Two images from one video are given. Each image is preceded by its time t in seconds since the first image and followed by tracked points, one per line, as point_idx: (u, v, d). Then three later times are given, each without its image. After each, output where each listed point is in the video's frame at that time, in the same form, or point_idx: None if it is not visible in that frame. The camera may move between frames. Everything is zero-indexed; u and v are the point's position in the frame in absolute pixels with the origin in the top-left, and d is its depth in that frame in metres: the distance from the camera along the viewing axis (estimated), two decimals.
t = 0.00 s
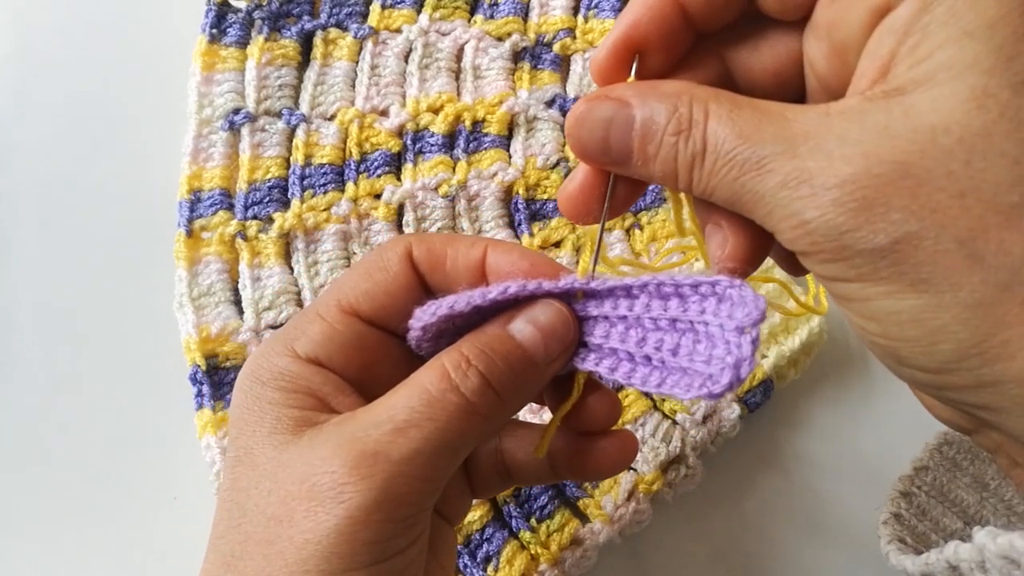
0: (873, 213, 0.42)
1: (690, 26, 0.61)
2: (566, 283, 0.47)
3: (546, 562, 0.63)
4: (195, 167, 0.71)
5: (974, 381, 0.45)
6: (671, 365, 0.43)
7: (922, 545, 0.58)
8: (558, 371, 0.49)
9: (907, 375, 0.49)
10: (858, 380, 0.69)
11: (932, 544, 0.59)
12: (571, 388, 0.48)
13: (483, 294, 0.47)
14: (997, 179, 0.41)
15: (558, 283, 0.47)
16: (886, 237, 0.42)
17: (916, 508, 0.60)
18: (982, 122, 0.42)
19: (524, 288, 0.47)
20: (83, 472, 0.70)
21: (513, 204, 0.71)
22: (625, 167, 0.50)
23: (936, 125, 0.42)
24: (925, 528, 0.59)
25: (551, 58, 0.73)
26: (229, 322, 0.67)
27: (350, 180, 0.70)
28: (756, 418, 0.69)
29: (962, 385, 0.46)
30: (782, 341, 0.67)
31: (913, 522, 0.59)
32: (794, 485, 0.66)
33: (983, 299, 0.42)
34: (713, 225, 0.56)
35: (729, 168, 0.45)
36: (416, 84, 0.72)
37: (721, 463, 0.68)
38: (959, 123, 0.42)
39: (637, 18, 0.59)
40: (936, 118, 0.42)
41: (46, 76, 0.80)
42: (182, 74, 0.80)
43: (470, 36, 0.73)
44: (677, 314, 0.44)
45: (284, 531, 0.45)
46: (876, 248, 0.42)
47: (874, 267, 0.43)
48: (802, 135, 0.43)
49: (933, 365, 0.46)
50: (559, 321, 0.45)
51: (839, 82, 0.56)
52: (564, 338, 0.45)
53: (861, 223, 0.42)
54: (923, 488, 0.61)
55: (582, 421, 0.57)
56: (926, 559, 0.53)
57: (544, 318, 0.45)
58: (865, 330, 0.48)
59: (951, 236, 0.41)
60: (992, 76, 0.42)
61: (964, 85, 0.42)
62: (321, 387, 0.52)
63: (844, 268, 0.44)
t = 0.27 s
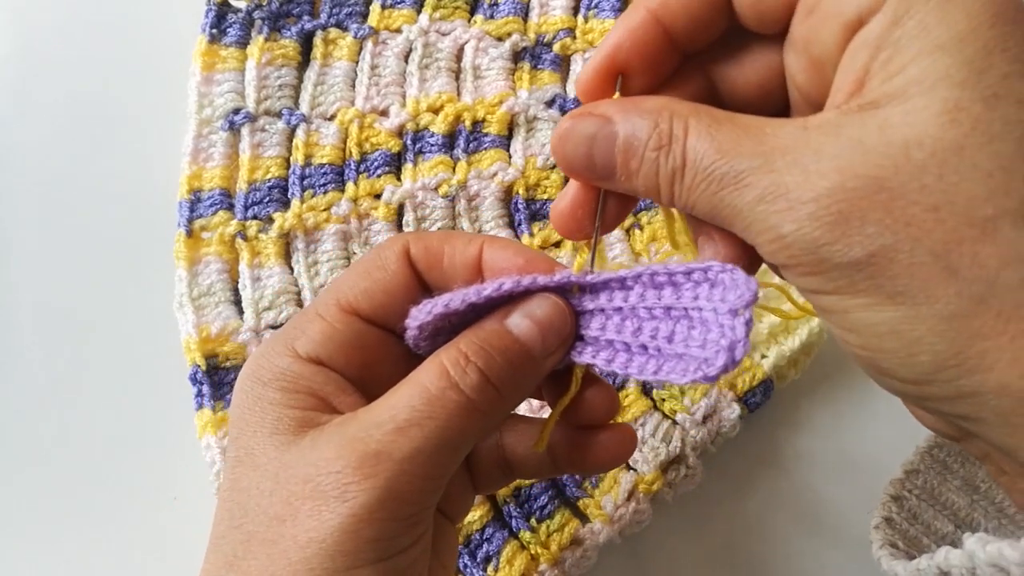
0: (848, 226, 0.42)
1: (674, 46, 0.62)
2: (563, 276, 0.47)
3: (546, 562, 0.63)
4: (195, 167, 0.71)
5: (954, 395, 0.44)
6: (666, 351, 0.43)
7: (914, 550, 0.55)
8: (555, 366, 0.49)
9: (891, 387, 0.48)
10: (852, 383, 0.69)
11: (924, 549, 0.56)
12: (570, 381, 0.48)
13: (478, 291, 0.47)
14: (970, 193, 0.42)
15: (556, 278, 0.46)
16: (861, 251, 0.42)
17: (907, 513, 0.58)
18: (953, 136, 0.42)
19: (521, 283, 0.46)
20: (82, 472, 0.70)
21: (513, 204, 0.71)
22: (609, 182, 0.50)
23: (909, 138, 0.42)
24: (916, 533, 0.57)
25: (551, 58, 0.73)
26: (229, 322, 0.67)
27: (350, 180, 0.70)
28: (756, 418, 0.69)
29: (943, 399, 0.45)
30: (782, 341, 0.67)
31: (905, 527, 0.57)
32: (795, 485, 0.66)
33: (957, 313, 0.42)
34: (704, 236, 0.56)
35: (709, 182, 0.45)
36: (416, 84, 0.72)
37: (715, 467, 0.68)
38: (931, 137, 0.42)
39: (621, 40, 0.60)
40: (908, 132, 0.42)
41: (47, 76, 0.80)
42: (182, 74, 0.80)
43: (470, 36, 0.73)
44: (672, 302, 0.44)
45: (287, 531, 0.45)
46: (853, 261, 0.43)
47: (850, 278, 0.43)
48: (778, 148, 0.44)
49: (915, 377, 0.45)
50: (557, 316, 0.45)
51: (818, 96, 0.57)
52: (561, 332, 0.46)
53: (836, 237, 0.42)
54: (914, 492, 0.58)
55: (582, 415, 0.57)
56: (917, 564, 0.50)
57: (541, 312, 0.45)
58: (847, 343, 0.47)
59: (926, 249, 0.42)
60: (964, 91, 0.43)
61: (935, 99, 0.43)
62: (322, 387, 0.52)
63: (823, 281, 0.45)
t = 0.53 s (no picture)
0: (840, 228, 0.42)
1: (678, 48, 0.62)
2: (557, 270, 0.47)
3: (546, 562, 0.63)
4: (195, 167, 0.71)
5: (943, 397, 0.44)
6: (662, 338, 0.43)
7: (910, 555, 0.55)
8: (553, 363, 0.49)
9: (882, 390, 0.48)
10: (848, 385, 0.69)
11: (921, 553, 0.56)
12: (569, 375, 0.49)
13: (475, 290, 0.47)
14: (959, 195, 0.41)
15: (550, 274, 0.47)
16: (851, 253, 0.42)
17: (903, 516, 0.58)
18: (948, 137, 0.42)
19: (517, 281, 0.47)
20: (82, 472, 0.70)
21: (513, 204, 0.71)
22: (608, 182, 0.50)
23: (901, 139, 0.42)
24: (912, 537, 0.57)
25: (551, 58, 0.73)
26: (229, 322, 0.67)
27: (350, 180, 0.70)
28: (756, 418, 0.69)
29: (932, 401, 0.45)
30: (782, 340, 0.67)
31: (901, 531, 0.57)
32: (796, 484, 0.66)
33: (947, 316, 0.42)
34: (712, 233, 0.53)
35: (702, 182, 0.45)
36: (416, 84, 0.72)
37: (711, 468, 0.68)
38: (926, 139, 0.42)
39: (625, 41, 0.61)
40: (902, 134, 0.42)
41: (47, 76, 0.80)
42: (182, 74, 0.80)
43: (470, 36, 0.73)
44: (664, 289, 0.44)
45: (288, 529, 0.45)
46: (842, 265, 0.42)
47: (838, 278, 0.43)
48: (770, 148, 0.43)
49: (905, 381, 0.45)
50: (554, 312, 0.46)
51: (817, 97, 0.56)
52: (558, 328, 0.46)
53: (827, 240, 0.42)
54: (910, 495, 0.58)
55: (580, 411, 0.57)
56: (913, 569, 0.50)
57: (537, 309, 0.45)
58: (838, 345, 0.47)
59: (916, 252, 0.41)
60: (958, 92, 0.42)
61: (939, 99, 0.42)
62: (321, 386, 0.52)
63: (813, 284, 0.44)
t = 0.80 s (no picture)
0: (821, 216, 0.41)
1: (661, 77, 0.62)
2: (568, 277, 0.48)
3: (546, 562, 0.63)
4: (195, 167, 0.71)
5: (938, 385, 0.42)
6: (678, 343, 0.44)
7: (907, 549, 0.54)
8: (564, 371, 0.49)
9: (874, 379, 0.46)
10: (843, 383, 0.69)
11: (918, 547, 0.55)
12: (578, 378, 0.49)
13: (485, 296, 0.47)
14: (937, 178, 0.41)
15: (558, 279, 0.47)
16: (835, 239, 0.41)
17: (900, 511, 0.57)
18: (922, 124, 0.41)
19: (527, 286, 0.47)
20: (82, 471, 0.70)
21: (513, 204, 0.71)
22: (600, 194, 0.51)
23: (877, 129, 0.42)
24: (908, 532, 0.56)
25: (551, 58, 0.73)
26: (229, 322, 0.67)
27: (350, 180, 0.70)
28: (756, 418, 0.69)
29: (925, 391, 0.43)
30: (782, 341, 0.67)
31: (897, 526, 0.56)
32: (795, 484, 0.66)
33: (933, 294, 0.40)
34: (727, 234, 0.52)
35: (687, 185, 0.45)
36: (416, 84, 0.72)
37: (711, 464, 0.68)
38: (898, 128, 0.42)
39: (608, 70, 0.61)
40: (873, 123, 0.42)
41: (47, 76, 0.80)
42: (182, 74, 0.80)
43: (470, 36, 0.73)
44: (676, 293, 0.45)
45: (300, 536, 0.45)
46: (826, 250, 0.41)
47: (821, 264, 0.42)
48: (755, 147, 0.43)
49: (896, 367, 0.43)
50: (564, 320, 0.46)
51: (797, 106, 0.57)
52: (569, 335, 0.46)
53: (811, 227, 0.41)
54: (906, 490, 0.58)
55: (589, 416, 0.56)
56: (910, 564, 0.50)
57: (549, 316, 0.46)
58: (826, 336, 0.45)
59: (899, 233, 0.40)
60: (928, 82, 0.42)
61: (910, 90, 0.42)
62: (330, 393, 0.52)
63: (800, 275, 0.43)
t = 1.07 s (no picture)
0: (812, 220, 0.41)
1: (654, 98, 0.62)
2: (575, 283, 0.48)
3: (546, 562, 0.63)
4: (195, 167, 0.71)
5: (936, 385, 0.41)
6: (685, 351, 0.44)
7: (906, 550, 0.54)
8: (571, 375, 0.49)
9: (872, 381, 0.45)
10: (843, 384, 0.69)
11: (917, 548, 0.54)
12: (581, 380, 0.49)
13: (492, 301, 0.47)
14: (925, 178, 0.40)
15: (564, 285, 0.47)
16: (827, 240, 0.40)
17: (898, 510, 0.57)
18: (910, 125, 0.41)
19: (534, 291, 0.47)
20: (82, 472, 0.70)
21: (513, 204, 0.71)
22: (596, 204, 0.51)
23: (865, 132, 0.41)
24: (907, 532, 0.55)
25: (551, 58, 0.73)
26: (229, 322, 0.67)
27: (350, 180, 0.70)
28: (756, 418, 0.69)
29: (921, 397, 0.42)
30: (782, 340, 0.66)
31: (896, 526, 0.55)
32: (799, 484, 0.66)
33: (927, 293, 0.40)
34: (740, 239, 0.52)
35: (679, 192, 0.44)
36: (416, 84, 0.72)
37: (712, 464, 0.68)
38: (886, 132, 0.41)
39: (600, 93, 0.61)
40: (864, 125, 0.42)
41: (46, 76, 0.80)
42: (183, 74, 0.80)
43: (470, 36, 0.73)
44: (684, 301, 0.45)
45: (309, 541, 0.45)
46: (821, 254, 0.41)
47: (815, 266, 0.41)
48: (745, 154, 0.43)
49: (891, 367, 0.42)
50: (571, 323, 0.46)
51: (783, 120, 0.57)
52: (576, 341, 0.46)
53: (803, 231, 0.41)
54: (905, 490, 0.57)
55: (595, 420, 0.56)
56: (909, 564, 0.50)
57: (557, 321, 0.46)
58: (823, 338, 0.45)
59: (890, 235, 0.40)
60: (915, 84, 0.42)
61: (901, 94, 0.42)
62: (339, 397, 0.52)
63: (794, 278, 0.42)
